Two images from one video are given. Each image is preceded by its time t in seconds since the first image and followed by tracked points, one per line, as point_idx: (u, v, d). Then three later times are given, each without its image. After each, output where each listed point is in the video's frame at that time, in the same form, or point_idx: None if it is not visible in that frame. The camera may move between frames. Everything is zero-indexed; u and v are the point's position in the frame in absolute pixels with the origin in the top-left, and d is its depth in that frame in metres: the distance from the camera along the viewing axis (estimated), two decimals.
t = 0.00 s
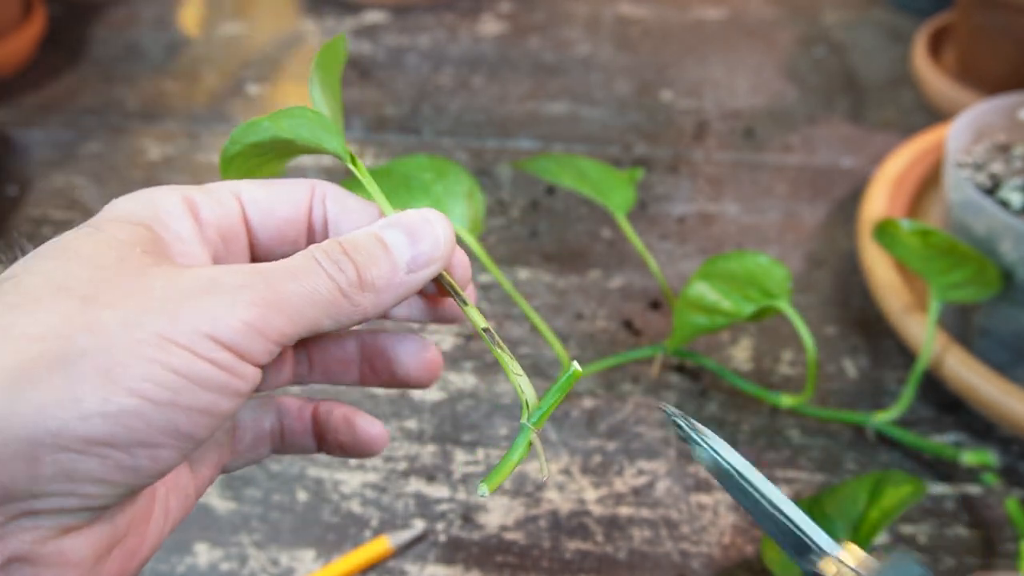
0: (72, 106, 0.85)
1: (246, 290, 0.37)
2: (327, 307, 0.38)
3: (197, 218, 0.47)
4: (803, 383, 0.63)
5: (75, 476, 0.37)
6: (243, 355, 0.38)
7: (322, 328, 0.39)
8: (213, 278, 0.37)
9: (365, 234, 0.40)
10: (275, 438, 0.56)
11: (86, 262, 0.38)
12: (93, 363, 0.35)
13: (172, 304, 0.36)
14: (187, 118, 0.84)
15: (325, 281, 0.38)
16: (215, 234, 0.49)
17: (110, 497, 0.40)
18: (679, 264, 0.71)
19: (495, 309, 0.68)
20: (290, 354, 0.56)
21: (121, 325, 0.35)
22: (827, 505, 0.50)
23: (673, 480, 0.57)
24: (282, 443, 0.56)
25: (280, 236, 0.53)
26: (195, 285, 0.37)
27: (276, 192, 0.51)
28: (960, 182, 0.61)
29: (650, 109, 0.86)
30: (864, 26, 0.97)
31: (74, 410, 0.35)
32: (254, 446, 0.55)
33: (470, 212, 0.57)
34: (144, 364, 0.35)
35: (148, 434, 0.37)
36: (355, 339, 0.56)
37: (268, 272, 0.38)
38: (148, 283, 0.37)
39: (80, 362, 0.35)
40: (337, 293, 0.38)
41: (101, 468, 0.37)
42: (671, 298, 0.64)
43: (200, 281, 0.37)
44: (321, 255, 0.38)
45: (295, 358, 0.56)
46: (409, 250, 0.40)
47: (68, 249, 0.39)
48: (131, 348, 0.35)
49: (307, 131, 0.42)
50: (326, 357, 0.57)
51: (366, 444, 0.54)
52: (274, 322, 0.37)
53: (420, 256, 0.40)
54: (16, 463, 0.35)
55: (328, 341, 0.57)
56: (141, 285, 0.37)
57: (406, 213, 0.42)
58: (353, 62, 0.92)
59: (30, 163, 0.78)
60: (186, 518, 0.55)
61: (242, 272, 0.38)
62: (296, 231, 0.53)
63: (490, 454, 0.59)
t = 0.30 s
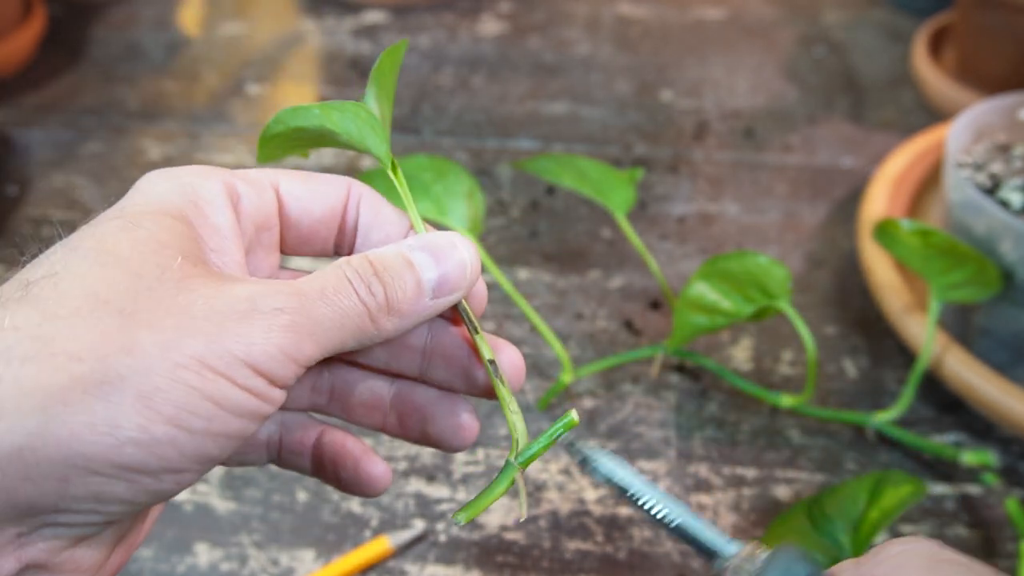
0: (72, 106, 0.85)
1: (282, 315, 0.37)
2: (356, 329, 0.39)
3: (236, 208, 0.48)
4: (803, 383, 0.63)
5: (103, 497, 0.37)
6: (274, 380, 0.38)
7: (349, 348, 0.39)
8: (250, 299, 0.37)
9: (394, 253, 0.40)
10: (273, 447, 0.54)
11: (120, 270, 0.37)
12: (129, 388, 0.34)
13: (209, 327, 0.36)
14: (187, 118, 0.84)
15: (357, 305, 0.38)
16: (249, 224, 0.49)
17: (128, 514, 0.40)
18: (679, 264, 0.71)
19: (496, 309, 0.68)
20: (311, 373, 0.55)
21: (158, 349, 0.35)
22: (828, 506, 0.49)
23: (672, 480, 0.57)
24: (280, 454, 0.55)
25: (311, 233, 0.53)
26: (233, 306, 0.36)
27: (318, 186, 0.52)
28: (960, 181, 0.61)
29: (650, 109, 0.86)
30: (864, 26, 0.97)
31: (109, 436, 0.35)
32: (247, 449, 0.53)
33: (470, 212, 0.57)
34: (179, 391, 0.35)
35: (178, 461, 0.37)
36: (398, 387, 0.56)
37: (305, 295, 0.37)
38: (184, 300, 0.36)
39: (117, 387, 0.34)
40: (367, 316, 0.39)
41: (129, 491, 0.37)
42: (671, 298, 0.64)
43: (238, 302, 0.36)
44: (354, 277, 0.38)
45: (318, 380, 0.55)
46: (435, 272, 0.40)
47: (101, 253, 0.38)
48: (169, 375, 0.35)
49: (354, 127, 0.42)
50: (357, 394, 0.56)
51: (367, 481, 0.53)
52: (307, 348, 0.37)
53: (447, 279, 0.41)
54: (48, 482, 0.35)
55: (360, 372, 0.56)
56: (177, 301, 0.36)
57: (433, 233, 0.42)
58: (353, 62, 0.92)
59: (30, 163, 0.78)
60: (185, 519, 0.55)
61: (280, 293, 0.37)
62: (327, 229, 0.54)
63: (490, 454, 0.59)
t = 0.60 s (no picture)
0: (72, 106, 0.85)
1: (278, 311, 0.36)
2: (355, 329, 0.38)
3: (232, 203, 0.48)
4: (803, 383, 0.63)
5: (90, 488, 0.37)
6: (265, 377, 0.38)
7: (346, 347, 0.39)
8: (247, 294, 0.37)
9: (402, 254, 0.40)
10: (271, 438, 0.54)
11: (117, 263, 0.37)
12: (121, 381, 0.34)
13: (203, 322, 0.36)
14: (187, 118, 0.84)
15: (358, 304, 0.38)
16: (245, 221, 0.49)
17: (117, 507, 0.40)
18: (679, 264, 0.71)
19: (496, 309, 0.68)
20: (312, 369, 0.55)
21: (151, 342, 0.35)
22: (828, 506, 0.49)
23: (673, 480, 0.57)
24: (276, 447, 0.55)
25: (310, 230, 0.53)
26: (229, 301, 0.36)
27: (318, 185, 0.52)
28: (960, 182, 0.61)
29: (650, 109, 0.86)
30: (864, 26, 0.97)
31: (98, 429, 0.35)
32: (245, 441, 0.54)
33: (470, 212, 0.57)
34: (171, 385, 0.35)
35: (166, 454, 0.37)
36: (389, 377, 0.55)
37: (303, 292, 0.37)
38: (179, 294, 0.36)
39: (108, 380, 0.34)
40: (368, 315, 0.38)
41: (117, 483, 0.38)
42: (671, 298, 0.64)
43: (234, 297, 0.36)
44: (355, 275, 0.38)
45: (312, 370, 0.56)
46: (442, 276, 0.40)
47: (98, 244, 0.38)
48: (161, 370, 0.35)
49: (360, 123, 0.40)
50: (351, 384, 0.56)
51: (364, 473, 0.53)
52: (301, 345, 0.37)
53: (455, 283, 0.40)
54: (36, 473, 0.35)
55: (353, 364, 0.55)
56: (173, 295, 0.36)
57: (442, 236, 0.42)
58: (353, 62, 0.92)
59: (30, 163, 0.78)
60: (185, 518, 0.55)
61: (277, 290, 0.37)
62: (326, 227, 0.53)
63: (490, 454, 0.59)
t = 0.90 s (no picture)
0: (72, 106, 0.85)
1: (274, 347, 0.37)
2: (356, 364, 0.38)
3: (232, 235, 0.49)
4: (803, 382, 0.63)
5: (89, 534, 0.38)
6: (262, 415, 0.38)
7: (348, 383, 0.39)
8: (246, 331, 0.37)
9: (408, 287, 0.39)
10: (275, 471, 0.54)
11: (120, 302, 0.39)
12: (117, 421, 0.35)
13: (198, 360, 0.36)
14: (187, 118, 0.84)
15: (357, 338, 0.38)
16: (246, 254, 0.50)
17: (117, 551, 0.41)
18: (679, 264, 0.71)
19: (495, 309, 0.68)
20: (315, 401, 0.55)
21: (146, 381, 0.36)
22: (828, 505, 0.50)
23: (673, 480, 0.57)
24: (280, 478, 0.55)
25: (315, 262, 0.54)
26: (228, 339, 0.37)
27: (320, 216, 0.52)
28: (960, 182, 0.61)
29: (650, 109, 0.86)
30: (865, 26, 0.97)
31: (93, 471, 0.36)
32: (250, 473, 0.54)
33: (470, 212, 0.57)
34: (167, 425, 0.36)
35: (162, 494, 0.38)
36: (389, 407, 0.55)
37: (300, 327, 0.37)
38: (176, 333, 0.37)
39: (105, 420, 0.35)
40: (370, 350, 0.38)
41: (114, 527, 0.38)
42: (671, 298, 0.64)
43: (232, 333, 0.37)
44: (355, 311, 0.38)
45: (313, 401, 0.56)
46: (448, 308, 0.39)
47: (102, 284, 0.40)
48: (156, 408, 0.36)
49: (365, 151, 0.40)
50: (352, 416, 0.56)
51: (364, 505, 0.52)
52: (299, 383, 0.37)
53: (460, 317, 0.39)
54: (31, 517, 0.36)
55: (354, 396, 0.55)
56: (171, 334, 0.37)
57: (449, 268, 0.41)
58: (353, 62, 0.92)
59: (30, 163, 0.78)
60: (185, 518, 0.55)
61: (276, 326, 0.37)
62: (330, 260, 0.54)
63: (490, 454, 0.59)
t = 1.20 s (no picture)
0: (72, 106, 0.85)
1: (296, 341, 0.37)
2: (375, 358, 0.38)
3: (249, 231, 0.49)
4: (803, 382, 0.63)
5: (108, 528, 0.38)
6: (282, 408, 0.38)
7: (366, 378, 0.39)
8: (267, 324, 0.37)
9: (423, 282, 0.39)
10: (287, 464, 0.54)
11: (134, 297, 0.38)
12: (139, 415, 0.35)
13: (219, 355, 0.36)
14: (188, 118, 0.84)
15: (377, 333, 0.38)
16: (262, 249, 0.50)
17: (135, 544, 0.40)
18: (679, 264, 0.71)
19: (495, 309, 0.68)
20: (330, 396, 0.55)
21: (167, 375, 0.36)
22: (828, 503, 0.49)
23: (672, 480, 0.57)
24: (291, 474, 0.55)
25: (328, 259, 0.54)
26: (248, 332, 0.37)
27: (336, 214, 0.52)
28: (960, 181, 0.61)
29: (650, 109, 0.86)
30: (865, 26, 0.97)
31: (115, 464, 0.35)
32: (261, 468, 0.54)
33: (470, 212, 0.57)
34: (189, 418, 0.36)
35: (184, 488, 0.38)
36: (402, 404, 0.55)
37: (322, 320, 0.37)
38: (196, 326, 0.37)
39: (128, 414, 0.35)
40: (389, 344, 0.38)
41: (135, 519, 0.38)
42: (671, 298, 0.64)
43: (253, 327, 0.37)
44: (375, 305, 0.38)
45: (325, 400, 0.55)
46: (464, 303, 0.39)
47: (116, 278, 0.39)
48: (178, 402, 0.36)
49: (376, 154, 0.39)
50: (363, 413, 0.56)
51: (376, 499, 0.52)
52: (320, 377, 0.38)
53: (475, 311, 0.40)
54: (52, 511, 0.36)
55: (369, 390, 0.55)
56: (191, 328, 0.37)
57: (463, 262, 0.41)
58: (353, 62, 0.92)
59: (30, 163, 0.78)
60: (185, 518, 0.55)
61: (296, 320, 0.37)
62: (344, 256, 0.54)
63: (490, 454, 0.59)
